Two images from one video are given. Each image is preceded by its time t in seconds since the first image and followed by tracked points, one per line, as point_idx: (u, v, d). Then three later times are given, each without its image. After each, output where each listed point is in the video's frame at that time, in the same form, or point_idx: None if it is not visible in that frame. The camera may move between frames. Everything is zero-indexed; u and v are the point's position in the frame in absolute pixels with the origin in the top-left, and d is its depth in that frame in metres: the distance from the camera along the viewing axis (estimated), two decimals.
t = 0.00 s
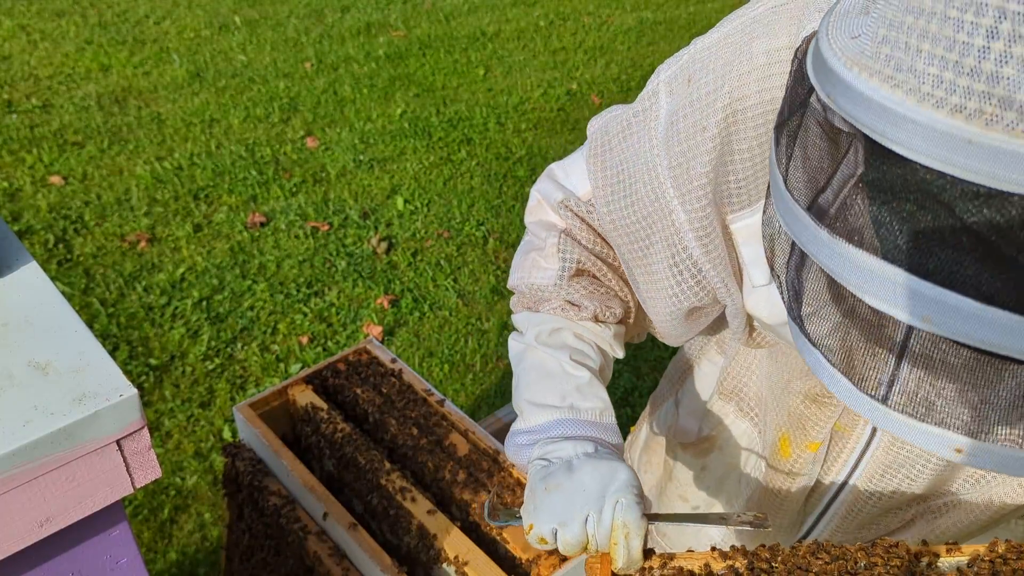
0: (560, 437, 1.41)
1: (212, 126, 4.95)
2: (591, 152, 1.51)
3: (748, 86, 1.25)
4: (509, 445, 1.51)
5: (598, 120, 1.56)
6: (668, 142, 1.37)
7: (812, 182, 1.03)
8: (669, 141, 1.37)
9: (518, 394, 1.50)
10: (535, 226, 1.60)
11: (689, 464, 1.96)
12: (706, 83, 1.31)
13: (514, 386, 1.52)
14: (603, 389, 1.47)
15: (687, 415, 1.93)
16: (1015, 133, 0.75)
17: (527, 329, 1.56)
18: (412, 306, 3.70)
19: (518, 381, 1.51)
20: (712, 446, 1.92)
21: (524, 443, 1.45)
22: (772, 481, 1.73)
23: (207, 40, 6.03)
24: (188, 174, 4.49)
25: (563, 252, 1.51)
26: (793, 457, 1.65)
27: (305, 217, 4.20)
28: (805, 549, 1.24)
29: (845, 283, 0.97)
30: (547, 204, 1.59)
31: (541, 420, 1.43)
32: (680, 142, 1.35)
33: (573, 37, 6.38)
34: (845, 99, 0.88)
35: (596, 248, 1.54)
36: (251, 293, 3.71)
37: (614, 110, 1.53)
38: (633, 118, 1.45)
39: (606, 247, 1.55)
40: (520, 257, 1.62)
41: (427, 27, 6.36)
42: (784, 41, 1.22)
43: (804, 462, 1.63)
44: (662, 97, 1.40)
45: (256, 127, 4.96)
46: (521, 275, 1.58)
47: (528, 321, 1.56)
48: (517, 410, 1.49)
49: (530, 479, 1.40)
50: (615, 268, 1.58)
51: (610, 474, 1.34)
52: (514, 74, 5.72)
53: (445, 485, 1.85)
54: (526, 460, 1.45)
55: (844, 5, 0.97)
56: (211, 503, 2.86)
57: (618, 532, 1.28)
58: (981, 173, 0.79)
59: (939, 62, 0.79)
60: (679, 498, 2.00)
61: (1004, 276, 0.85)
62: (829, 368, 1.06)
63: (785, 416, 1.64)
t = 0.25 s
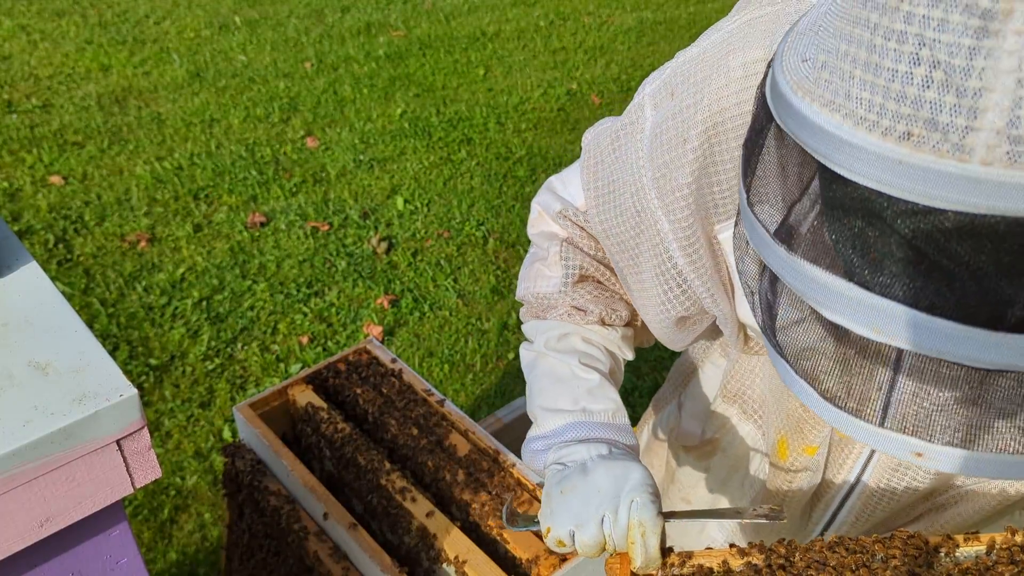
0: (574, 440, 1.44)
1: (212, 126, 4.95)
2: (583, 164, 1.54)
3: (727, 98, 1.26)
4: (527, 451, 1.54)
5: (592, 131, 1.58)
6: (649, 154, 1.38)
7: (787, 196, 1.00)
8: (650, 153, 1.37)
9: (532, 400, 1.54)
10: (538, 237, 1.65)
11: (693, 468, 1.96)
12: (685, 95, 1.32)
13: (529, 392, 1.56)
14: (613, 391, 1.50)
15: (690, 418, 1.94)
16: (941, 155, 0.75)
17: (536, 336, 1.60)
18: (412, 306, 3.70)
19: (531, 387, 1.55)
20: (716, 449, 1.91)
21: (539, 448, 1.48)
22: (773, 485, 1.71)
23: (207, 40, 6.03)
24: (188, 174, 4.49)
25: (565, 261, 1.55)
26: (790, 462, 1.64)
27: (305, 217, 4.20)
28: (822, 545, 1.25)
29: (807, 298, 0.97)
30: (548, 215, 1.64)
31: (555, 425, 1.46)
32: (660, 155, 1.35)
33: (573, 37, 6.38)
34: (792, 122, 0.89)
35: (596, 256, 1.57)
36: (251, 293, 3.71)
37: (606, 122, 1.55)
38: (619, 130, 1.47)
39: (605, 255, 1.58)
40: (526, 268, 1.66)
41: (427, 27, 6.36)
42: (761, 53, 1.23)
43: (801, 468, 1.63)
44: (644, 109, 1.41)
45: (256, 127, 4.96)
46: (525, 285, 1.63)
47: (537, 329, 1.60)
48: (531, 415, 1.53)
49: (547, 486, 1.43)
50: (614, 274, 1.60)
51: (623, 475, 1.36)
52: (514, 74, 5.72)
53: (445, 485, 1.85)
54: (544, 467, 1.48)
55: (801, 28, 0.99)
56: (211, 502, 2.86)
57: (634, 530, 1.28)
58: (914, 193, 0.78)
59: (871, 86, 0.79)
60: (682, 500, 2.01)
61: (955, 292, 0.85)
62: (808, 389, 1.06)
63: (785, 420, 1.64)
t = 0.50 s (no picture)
0: (584, 440, 1.45)
1: (212, 126, 4.95)
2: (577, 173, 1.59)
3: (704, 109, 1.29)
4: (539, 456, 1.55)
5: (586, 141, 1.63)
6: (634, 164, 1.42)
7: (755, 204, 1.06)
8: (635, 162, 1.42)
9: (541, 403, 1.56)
10: (539, 244, 1.69)
11: (695, 468, 1.97)
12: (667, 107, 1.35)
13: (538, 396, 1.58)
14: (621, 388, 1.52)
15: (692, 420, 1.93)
16: (873, 165, 0.80)
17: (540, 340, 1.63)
18: (412, 306, 3.70)
19: (539, 391, 1.57)
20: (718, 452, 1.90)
21: (550, 451, 1.50)
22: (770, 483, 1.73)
23: (207, 40, 6.03)
24: (188, 174, 4.49)
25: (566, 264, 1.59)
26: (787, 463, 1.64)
27: (305, 217, 4.20)
28: (832, 538, 1.24)
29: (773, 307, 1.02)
30: (547, 223, 1.68)
31: (565, 426, 1.48)
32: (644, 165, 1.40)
33: (573, 37, 6.38)
34: (748, 139, 0.96)
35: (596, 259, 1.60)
36: (251, 293, 3.71)
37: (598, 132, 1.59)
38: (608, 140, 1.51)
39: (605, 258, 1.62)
40: (528, 275, 1.70)
41: (427, 27, 6.36)
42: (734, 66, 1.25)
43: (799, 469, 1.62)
44: (630, 120, 1.46)
45: (256, 127, 4.95)
46: (528, 291, 1.66)
47: (541, 333, 1.63)
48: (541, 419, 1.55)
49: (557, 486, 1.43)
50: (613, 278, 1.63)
51: (633, 472, 1.36)
52: (514, 74, 5.72)
53: (445, 485, 1.85)
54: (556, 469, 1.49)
55: (764, 43, 1.05)
56: (211, 502, 2.86)
57: (647, 525, 1.29)
58: (852, 202, 0.83)
59: (811, 103, 0.85)
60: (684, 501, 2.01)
61: (900, 296, 0.89)
62: (791, 407, 1.09)
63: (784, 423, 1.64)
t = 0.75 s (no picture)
0: (583, 430, 1.46)
1: (212, 126, 4.96)
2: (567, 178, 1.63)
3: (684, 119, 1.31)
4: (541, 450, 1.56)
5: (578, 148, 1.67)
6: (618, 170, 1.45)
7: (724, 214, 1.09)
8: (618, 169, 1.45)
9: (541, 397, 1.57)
10: (537, 246, 1.74)
11: (698, 467, 1.98)
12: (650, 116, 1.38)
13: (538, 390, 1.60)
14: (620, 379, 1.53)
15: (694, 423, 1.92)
16: (815, 165, 0.85)
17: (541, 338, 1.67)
18: (412, 306, 3.70)
19: (540, 385, 1.58)
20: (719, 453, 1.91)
21: (551, 443, 1.50)
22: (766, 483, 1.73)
23: (207, 40, 6.03)
24: (188, 174, 4.49)
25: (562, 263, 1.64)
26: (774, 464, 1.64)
27: (305, 217, 4.20)
28: (834, 524, 1.27)
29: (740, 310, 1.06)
30: (543, 226, 1.73)
31: (566, 418, 1.49)
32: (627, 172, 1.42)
33: (573, 37, 6.38)
34: (706, 146, 1.01)
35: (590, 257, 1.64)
36: (251, 293, 3.71)
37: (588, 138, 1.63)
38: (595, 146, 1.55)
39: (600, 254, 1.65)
40: (529, 276, 1.75)
41: (427, 27, 6.37)
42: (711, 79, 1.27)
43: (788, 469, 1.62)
44: (615, 127, 1.49)
45: (256, 127, 4.96)
46: (529, 291, 1.71)
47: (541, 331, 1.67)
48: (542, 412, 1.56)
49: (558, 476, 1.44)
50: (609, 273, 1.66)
51: (631, 459, 1.36)
52: (514, 74, 5.72)
53: (445, 486, 1.85)
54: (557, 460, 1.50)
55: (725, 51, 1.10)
56: (211, 502, 2.86)
57: (645, 510, 1.28)
58: (797, 202, 0.88)
59: (759, 109, 0.90)
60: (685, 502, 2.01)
61: (860, 294, 0.92)
62: (779, 415, 1.09)
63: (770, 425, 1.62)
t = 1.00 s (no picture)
0: (579, 403, 1.49)
1: (212, 126, 4.96)
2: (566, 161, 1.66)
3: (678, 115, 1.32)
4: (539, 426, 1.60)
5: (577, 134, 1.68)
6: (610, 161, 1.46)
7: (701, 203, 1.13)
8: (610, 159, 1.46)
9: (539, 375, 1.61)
10: (536, 228, 1.76)
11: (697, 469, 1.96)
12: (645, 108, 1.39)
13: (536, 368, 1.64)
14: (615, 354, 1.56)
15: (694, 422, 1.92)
16: (768, 148, 0.91)
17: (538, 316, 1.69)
18: (412, 306, 3.70)
19: (537, 362, 1.62)
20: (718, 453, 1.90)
21: (548, 416, 1.54)
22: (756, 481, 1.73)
23: (207, 40, 6.03)
24: (188, 174, 4.49)
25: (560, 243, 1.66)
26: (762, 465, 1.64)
27: (305, 217, 4.20)
28: (827, 506, 1.28)
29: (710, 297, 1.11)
30: (542, 207, 1.75)
31: (561, 392, 1.53)
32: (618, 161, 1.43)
33: (573, 37, 6.38)
34: (674, 132, 1.07)
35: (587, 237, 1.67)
36: (251, 293, 3.71)
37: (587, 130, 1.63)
38: (590, 136, 1.57)
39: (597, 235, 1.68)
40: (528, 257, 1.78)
41: (427, 27, 6.36)
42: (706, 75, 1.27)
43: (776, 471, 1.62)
44: (611, 119, 1.50)
45: (256, 127, 4.96)
46: (527, 271, 1.74)
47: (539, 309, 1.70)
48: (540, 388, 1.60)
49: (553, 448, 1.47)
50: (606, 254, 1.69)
51: (624, 428, 1.40)
52: (514, 74, 5.72)
53: (446, 486, 1.85)
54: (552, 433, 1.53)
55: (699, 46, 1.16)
56: (211, 502, 2.86)
57: (638, 477, 1.32)
58: (754, 184, 0.94)
59: (718, 95, 0.96)
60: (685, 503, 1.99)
61: (818, 280, 0.97)
62: (771, 410, 1.13)
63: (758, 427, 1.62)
